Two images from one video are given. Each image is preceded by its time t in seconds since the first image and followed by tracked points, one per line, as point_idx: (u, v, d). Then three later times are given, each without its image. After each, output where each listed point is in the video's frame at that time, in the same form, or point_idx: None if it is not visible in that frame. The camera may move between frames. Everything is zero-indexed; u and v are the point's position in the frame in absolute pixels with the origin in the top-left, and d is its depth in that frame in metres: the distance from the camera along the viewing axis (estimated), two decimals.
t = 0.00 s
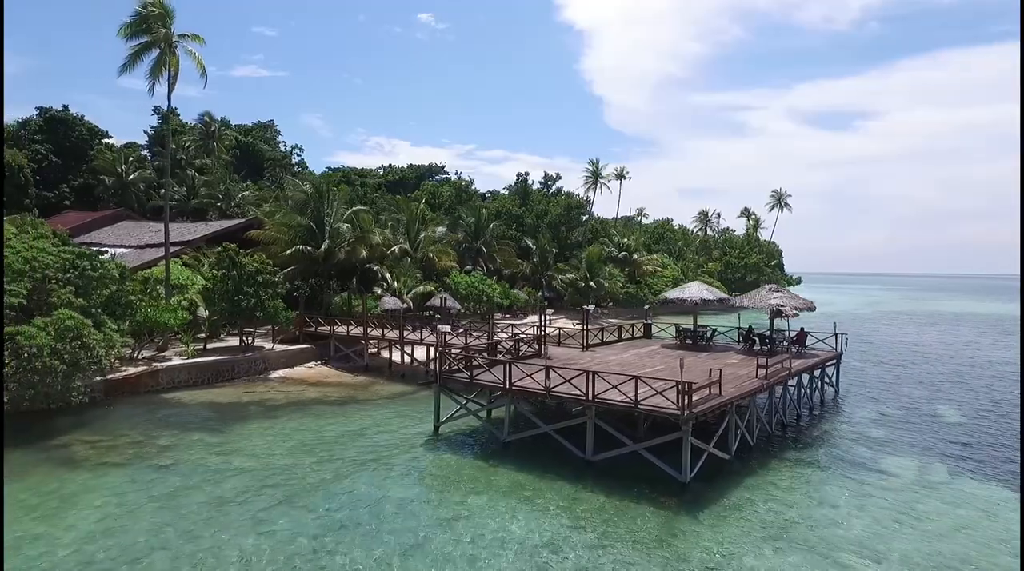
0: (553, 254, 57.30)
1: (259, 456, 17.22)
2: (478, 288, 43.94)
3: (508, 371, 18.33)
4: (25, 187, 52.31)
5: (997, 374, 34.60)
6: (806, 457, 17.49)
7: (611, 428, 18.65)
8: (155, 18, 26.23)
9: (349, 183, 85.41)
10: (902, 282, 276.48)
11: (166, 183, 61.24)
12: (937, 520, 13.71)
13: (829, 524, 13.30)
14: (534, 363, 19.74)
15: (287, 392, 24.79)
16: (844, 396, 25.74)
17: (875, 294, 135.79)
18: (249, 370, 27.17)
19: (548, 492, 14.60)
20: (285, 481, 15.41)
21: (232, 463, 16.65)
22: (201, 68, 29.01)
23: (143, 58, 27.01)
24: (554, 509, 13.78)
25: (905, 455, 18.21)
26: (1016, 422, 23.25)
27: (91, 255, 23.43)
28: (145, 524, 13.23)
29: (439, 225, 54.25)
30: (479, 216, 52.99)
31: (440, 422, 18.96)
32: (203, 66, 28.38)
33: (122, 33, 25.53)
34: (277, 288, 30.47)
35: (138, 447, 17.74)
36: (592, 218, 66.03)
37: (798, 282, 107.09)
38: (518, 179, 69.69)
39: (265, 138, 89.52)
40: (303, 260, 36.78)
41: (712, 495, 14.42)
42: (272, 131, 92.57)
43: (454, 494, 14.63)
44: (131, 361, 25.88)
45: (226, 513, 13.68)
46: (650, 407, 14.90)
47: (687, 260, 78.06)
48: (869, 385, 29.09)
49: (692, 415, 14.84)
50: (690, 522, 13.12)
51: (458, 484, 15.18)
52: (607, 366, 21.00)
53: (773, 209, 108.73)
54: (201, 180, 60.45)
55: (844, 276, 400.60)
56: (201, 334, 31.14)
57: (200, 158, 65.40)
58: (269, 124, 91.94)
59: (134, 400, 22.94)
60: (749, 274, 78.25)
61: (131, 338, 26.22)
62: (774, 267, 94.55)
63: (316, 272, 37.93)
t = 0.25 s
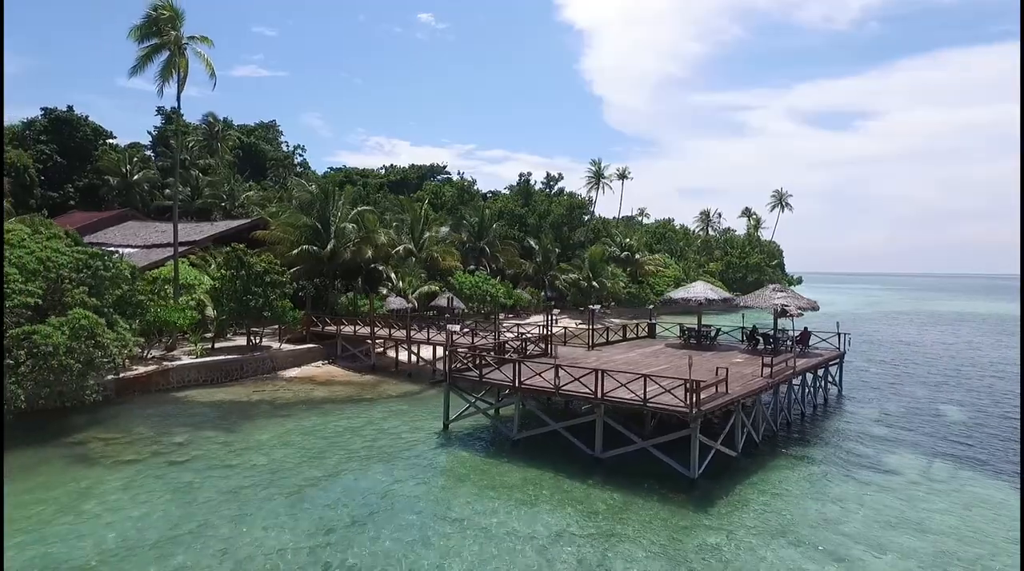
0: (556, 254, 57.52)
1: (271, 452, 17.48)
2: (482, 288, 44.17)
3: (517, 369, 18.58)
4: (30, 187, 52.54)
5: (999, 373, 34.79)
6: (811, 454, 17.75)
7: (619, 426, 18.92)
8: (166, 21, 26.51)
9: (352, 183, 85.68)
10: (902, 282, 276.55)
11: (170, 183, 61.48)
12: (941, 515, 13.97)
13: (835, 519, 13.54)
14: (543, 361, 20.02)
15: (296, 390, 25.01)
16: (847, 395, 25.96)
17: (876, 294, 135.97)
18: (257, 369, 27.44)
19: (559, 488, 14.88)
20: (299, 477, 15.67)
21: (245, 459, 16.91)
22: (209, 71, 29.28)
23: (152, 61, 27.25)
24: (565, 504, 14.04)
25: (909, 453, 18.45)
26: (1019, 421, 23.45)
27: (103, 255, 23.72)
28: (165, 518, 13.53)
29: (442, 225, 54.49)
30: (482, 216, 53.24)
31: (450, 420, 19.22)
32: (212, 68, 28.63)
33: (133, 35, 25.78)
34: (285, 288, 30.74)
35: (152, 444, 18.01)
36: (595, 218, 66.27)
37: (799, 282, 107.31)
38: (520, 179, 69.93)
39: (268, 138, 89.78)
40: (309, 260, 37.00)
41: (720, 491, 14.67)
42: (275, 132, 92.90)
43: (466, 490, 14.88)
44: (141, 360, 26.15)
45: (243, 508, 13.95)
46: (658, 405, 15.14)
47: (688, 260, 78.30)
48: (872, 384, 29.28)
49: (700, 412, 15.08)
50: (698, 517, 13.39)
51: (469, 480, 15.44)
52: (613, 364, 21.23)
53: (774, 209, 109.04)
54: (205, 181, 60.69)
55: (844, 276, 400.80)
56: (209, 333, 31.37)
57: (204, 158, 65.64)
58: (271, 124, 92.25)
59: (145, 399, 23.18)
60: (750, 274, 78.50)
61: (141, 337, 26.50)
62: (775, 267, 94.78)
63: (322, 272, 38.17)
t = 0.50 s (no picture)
0: (558, 254, 57.82)
1: (283, 449, 17.79)
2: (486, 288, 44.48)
3: (525, 367, 18.87)
4: (35, 188, 52.82)
5: (1000, 372, 35.04)
6: (814, 450, 18.05)
7: (624, 423, 19.20)
8: (175, 24, 26.79)
9: (354, 183, 85.94)
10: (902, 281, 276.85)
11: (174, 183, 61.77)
12: (943, 510, 14.27)
13: (839, 513, 13.84)
14: (549, 360, 20.30)
15: (304, 389, 25.31)
16: (849, 393, 26.24)
17: (876, 294, 136.34)
18: (265, 368, 27.72)
19: (568, 484, 15.15)
20: (312, 473, 15.98)
21: (258, 456, 17.22)
22: (218, 73, 29.56)
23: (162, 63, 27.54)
24: (574, 499, 14.34)
25: (911, 449, 18.75)
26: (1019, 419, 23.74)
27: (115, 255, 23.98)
28: (183, 514, 13.80)
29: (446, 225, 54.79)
30: (485, 216, 53.56)
31: (458, 418, 19.52)
32: (221, 70, 28.92)
33: (143, 38, 26.06)
34: (292, 288, 31.04)
35: (165, 441, 18.32)
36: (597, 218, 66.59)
37: (799, 281, 107.66)
38: (522, 179, 70.25)
39: (270, 138, 90.12)
40: (314, 260, 37.30)
41: (726, 486, 14.97)
42: (277, 132, 93.22)
43: (477, 485, 15.18)
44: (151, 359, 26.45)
45: (259, 503, 14.25)
46: (665, 403, 15.43)
47: (689, 260, 78.68)
48: (873, 383, 29.57)
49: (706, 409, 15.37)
50: (705, 511, 13.69)
51: (479, 476, 15.74)
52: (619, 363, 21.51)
53: (774, 209, 109.42)
54: (209, 181, 60.99)
55: (845, 275, 401.04)
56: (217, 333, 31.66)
57: (207, 159, 65.93)
58: (273, 124, 92.57)
59: (156, 397, 23.48)
60: (750, 273, 78.87)
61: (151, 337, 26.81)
62: (776, 267, 95.04)
63: (327, 272, 38.46)
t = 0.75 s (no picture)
0: (561, 254, 58.18)
1: (296, 445, 18.17)
2: (490, 287, 44.84)
3: (532, 365, 19.24)
4: (41, 188, 53.17)
5: (999, 371, 35.40)
6: (817, 446, 18.42)
7: (630, 420, 19.58)
8: (186, 27, 27.15)
9: (356, 183, 86.26)
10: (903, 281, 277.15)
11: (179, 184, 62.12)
12: (942, 503, 14.65)
13: (842, 506, 14.21)
14: (556, 358, 20.67)
15: (313, 387, 25.68)
16: (850, 392, 26.60)
17: (877, 294, 136.64)
18: (274, 367, 28.10)
19: (576, 478, 15.52)
20: (326, 467, 16.36)
21: (272, 451, 17.60)
22: (226, 75, 29.92)
23: (172, 65, 27.90)
24: (583, 493, 14.72)
25: (912, 446, 19.12)
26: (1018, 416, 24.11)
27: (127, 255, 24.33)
28: (204, 507, 14.19)
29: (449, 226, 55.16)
30: (488, 216, 53.94)
31: (467, 415, 19.89)
32: (230, 73, 29.28)
33: (154, 41, 26.41)
34: (299, 287, 31.42)
35: (181, 437, 18.70)
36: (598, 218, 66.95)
37: (800, 281, 107.98)
38: (524, 180, 70.61)
39: (273, 139, 90.51)
40: (320, 260, 37.65)
41: (731, 480, 15.34)
42: (280, 132, 93.62)
43: (488, 480, 15.56)
44: (162, 357, 26.82)
45: (276, 496, 14.63)
46: (671, 399, 15.79)
47: (691, 260, 79.08)
48: (874, 381, 29.94)
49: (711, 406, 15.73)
50: (711, 504, 14.06)
51: (490, 471, 16.12)
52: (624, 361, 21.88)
53: (774, 209, 109.82)
54: (213, 182, 61.35)
55: (845, 275, 401.41)
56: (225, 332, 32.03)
57: (211, 159, 66.29)
58: (276, 125, 92.97)
59: (167, 395, 23.85)
60: (751, 273, 79.26)
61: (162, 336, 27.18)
62: (777, 266, 95.43)
63: (332, 272, 38.80)
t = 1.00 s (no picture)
0: (563, 255, 58.52)
1: (308, 441, 18.55)
2: (493, 287, 45.19)
3: (539, 363, 19.60)
4: (46, 189, 53.55)
5: (998, 370, 35.74)
6: (818, 442, 18.78)
7: (635, 417, 19.95)
8: (195, 31, 27.53)
9: (359, 183, 86.62)
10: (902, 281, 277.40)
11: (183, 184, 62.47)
12: (940, 497, 15.02)
13: (842, 500, 14.58)
14: (562, 356, 21.04)
15: (321, 386, 26.05)
16: (851, 390, 26.96)
17: (877, 293, 136.86)
18: (281, 366, 28.47)
19: (583, 473, 15.89)
20: (338, 463, 16.73)
21: (285, 448, 17.97)
22: (234, 78, 30.30)
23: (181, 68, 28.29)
24: (590, 487, 15.09)
25: (911, 442, 19.46)
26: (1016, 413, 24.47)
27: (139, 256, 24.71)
28: (221, 501, 14.54)
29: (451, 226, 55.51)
30: (490, 217, 54.31)
31: (474, 412, 20.24)
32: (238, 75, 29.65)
33: (164, 44, 26.79)
34: (306, 287, 31.80)
35: (194, 434, 19.07)
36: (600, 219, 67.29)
37: (800, 280, 108.22)
38: (526, 180, 70.95)
39: (275, 139, 90.86)
40: (325, 260, 37.98)
41: (734, 475, 15.70)
42: (282, 133, 94.01)
43: (497, 474, 15.93)
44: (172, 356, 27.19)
45: (291, 491, 15.01)
46: (675, 396, 16.16)
47: (691, 260, 79.45)
48: (874, 379, 30.30)
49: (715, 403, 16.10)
50: (715, 498, 14.43)
51: (498, 466, 16.49)
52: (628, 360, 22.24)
53: (775, 210, 110.13)
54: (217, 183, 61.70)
55: (845, 275, 401.76)
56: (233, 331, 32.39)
57: (215, 160, 66.64)
58: (278, 125, 93.35)
59: (178, 393, 24.22)
60: (751, 273, 79.62)
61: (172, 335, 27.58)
62: (778, 266, 96.07)
63: (337, 272, 39.13)
